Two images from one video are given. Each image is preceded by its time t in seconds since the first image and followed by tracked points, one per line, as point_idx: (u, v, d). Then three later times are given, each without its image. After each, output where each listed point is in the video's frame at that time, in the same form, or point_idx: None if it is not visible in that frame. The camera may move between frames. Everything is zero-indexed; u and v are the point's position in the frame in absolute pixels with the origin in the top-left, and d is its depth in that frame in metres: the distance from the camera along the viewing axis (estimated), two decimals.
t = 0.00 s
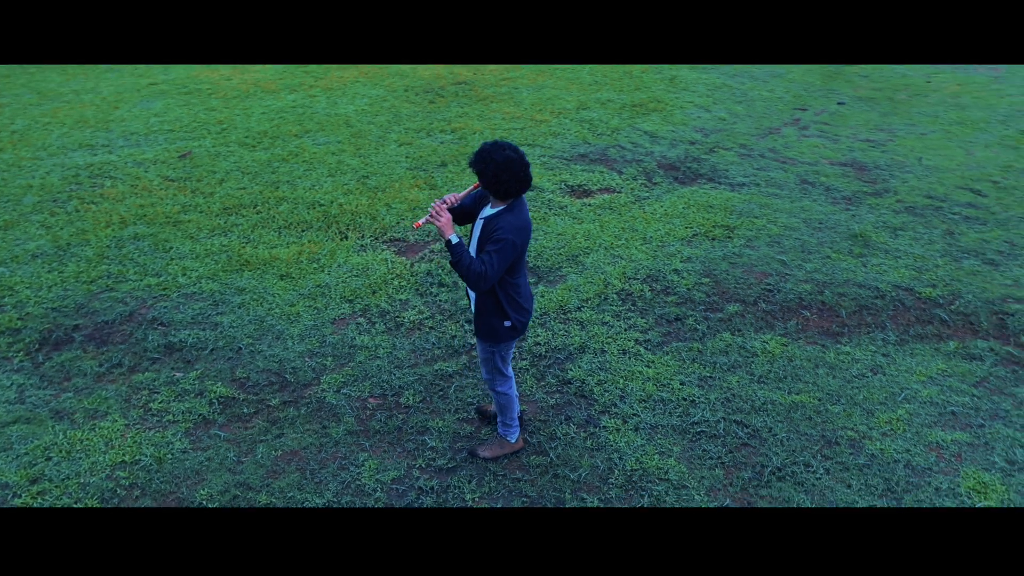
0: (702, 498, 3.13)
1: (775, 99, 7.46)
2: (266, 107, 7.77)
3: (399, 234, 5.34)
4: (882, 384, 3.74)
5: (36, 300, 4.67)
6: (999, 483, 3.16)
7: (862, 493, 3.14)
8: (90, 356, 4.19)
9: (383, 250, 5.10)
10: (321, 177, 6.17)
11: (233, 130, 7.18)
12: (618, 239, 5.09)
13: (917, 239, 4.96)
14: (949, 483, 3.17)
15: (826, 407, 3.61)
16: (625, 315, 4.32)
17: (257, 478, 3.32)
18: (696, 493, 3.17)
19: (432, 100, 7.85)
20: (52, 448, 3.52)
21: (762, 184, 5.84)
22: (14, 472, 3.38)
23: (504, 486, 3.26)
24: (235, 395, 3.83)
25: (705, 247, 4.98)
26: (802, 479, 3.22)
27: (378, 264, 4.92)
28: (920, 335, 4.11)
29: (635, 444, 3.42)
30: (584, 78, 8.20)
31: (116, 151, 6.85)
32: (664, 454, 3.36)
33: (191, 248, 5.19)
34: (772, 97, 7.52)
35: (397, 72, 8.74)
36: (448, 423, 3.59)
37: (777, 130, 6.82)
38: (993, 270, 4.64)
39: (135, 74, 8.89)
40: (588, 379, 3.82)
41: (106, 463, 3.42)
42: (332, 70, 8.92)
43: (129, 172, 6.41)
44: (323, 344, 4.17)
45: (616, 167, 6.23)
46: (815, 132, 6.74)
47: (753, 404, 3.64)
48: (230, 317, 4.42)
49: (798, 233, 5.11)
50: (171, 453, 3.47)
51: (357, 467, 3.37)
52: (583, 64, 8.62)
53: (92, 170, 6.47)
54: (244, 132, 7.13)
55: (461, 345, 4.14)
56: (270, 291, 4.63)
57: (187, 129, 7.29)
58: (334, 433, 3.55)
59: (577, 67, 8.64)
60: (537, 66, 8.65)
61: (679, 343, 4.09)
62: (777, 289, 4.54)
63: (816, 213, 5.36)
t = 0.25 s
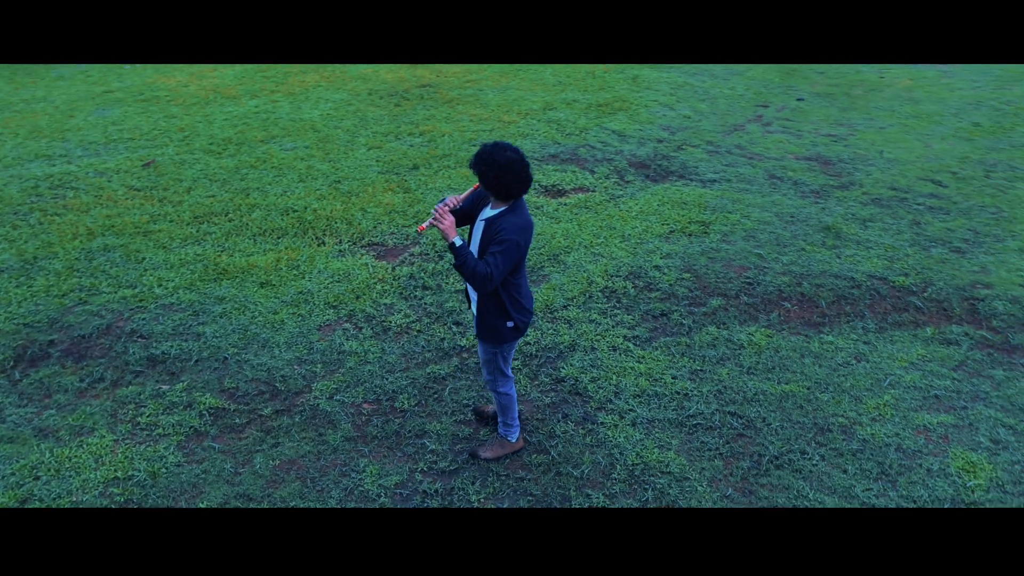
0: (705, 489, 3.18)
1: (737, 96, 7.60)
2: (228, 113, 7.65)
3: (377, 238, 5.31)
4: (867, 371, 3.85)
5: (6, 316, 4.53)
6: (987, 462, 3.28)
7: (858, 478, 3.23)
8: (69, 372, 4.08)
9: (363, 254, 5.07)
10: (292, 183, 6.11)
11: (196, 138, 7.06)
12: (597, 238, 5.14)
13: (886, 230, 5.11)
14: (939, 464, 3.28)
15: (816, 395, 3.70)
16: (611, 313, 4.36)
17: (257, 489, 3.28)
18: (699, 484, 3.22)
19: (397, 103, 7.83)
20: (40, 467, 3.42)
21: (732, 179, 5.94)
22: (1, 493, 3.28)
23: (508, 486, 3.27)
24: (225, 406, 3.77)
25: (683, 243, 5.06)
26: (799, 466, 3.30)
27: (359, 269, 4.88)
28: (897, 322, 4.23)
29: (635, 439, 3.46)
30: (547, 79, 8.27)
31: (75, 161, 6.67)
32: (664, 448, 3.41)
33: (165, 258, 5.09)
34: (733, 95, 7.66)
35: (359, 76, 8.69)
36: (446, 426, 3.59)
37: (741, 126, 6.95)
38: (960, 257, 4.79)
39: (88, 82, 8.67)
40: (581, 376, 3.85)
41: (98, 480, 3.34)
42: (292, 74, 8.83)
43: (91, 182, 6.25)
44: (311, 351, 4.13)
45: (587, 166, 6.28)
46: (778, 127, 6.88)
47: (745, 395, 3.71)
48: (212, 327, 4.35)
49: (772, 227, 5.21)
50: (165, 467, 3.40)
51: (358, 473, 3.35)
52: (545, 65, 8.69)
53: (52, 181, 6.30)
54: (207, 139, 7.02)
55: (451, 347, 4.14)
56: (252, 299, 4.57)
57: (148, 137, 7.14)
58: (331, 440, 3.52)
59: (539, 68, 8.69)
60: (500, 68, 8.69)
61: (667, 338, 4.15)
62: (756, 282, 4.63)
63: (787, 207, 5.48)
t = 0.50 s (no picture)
0: (707, 480, 3.24)
1: (700, 94, 7.73)
2: (190, 120, 7.52)
3: (355, 243, 5.28)
4: (851, 360, 3.94)
5: None
6: (973, 443, 3.39)
7: (853, 463, 3.31)
8: (50, 388, 3.97)
9: (343, 259, 5.04)
10: (264, 190, 6.03)
11: (159, 146, 6.92)
12: (576, 237, 5.18)
13: (857, 222, 5.24)
14: (929, 446, 3.38)
15: (805, 384, 3.78)
16: (598, 310, 4.40)
17: (258, 499, 3.23)
18: (700, 475, 3.27)
19: (363, 107, 7.79)
20: (29, 486, 3.33)
21: (704, 176, 6.04)
22: None
23: (513, 485, 3.27)
24: (217, 417, 3.71)
25: (662, 239, 5.12)
26: (795, 454, 3.37)
27: (341, 275, 4.85)
28: (876, 310, 4.35)
29: (633, 434, 3.50)
30: (511, 80, 8.36)
31: (34, 172, 6.49)
32: (663, 441, 3.46)
33: (139, 269, 4.99)
34: (696, 93, 7.79)
35: (322, 80, 8.63)
36: (444, 428, 3.58)
37: (707, 124, 7.07)
38: (929, 246, 4.94)
39: (40, 91, 8.43)
40: (575, 374, 3.88)
41: (92, 498, 3.26)
42: (252, 79, 8.71)
43: (53, 194, 6.08)
44: (300, 358, 4.09)
45: (560, 166, 6.33)
46: (743, 124, 7.02)
47: (737, 387, 3.77)
48: (196, 338, 4.27)
49: (746, 222, 5.31)
50: (161, 481, 3.33)
51: (360, 479, 3.33)
52: (508, 67, 8.74)
53: (12, 193, 6.11)
54: (171, 147, 6.89)
55: (441, 349, 4.14)
56: (234, 308, 4.50)
57: (108, 146, 6.98)
58: (330, 447, 3.49)
59: (502, 70, 8.73)
60: (463, 71, 8.72)
61: (655, 334, 4.20)
62: (737, 276, 4.72)
63: (759, 201, 5.59)
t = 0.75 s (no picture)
0: (709, 471, 3.29)
1: (664, 94, 7.85)
2: (151, 128, 7.38)
3: (335, 248, 5.24)
4: (836, 349, 4.04)
5: None
6: (959, 425, 3.50)
7: (847, 449, 3.40)
8: (32, 404, 3.86)
9: (324, 265, 5.00)
10: (235, 197, 5.95)
11: (122, 155, 6.78)
12: (557, 237, 5.22)
13: (828, 215, 5.37)
14: (918, 430, 3.48)
15: (794, 375, 3.86)
16: (585, 309, 4.44)
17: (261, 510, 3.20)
18: (702, 467, 3.32)
19: (329, 112, 7.73)
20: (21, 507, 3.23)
21: (676, 174, 6.13)
22: None
23: (517, 485, 3.29)
24: (210, 428, 3.65)
25: (641, 237, 5.19)
26: (792, 442, 3.44)
27: (323, 280, 4.81)
28: (855, 300, 4.47)
29: (632, 429, 3.54)
30: (476, 83, 8.40)
31: None
32: (662, 435, 3.50)
33: (114, 280, 4.87)
34: (661, 92, 7.90)
35: (284, 85, 8.54)
36: (444, 430, 3.58)
37: (674, 123, 7.17)
38: (899, 236, 5.09)
39: None
40: (569, 372, 3.91)
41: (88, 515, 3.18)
42: (212, 85, 8.58)
43: (15, 206, 5.91)
44: (290, 366, 4.04)
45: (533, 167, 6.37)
46: (709, 122, 7.14)
47: (728, 379, 3.84)
48: (180, 348, 4.20)
49: (722, 218, 5.41)
50: (159, 495, 3.27)
51: (364, 485, 3.31)
52: (473, 70, 8.76)
53: None
54: (135, 156, 6.75)
55: (433, 352, 4.13)
56: (217, 317, 4.43)
57: (69, 155, 6.80)
58: (330, 454, 3.47)
59: (467, 73, 8.75)
60: (427, 75, 8.72)
61: (644, 330, 4.25)
62: (717, 270, 4.80)
63: (732, 197, 5.70)
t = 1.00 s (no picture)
0: (710, 463, 3.34)
1: (630, 95, 7.95)
2: (113, 137, 7.23)
3: (314, 254, 5.19)
4: (821, 340, 4.14)
5: None
6: (945, 409, 3.61)
7: (841, 437, 3.48)
8: (15, 422, 3.75)
9: (306, 272, 4.95)
10: (208, 205, 5.86)
11: (85, 165, 6.62)
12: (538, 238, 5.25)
13: (801, 211, 5.50)
14: (906, 415, 3.58)
15: (783, 366, 3.95)
16: (573, 308, 4.47)
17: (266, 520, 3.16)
18: (702, 460, 3.38)
19: (296, 118, 7.66)
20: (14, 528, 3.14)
21: (649, 173, 6.21)
22: None
23: (522, 485, 3.30)
24: (205, 440, 3.59)
25: (621, 235, 5.25)
26: (787, 432, 3.52)
27: (306, 287, 4.77)
28: (834, 292, 4.58)
29: (631, 425, 3.58)
30: (442, 87, 8.41)
31: None
32: (660, 430, 3.55)
33: (89, 293, 4.76)
34: (626, 93, 8.00)
35: (247, 92, 8.44)
36: (444, 433, 3.58)
37: (642, 123, 7.27)
38: (871, 229, 5.23)
39: None
40: (563, 371, 3.94)
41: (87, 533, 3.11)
42: (172, 92, 8.44)
43: None
44: (281, 374, 4.00)
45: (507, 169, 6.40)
46: (677, 122, 7.25)
47: (720, 373, 3.91)
48: (166, 360, 4.12)
49: (698, 215, 5.50)
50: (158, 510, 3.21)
51: (368, 491, 3.29)
52: (437, 74, 8.77)
53: None
54: (98, 166, 6.61)
55: (425, 356, 4.12)
56: (201, 327, 4.36)
57: (28, 167, 6.62)
58: (330, 462, 3.44)
59: (431, 77, 8.76)
60: (392, 80, 8.71)
61: (632, 327, 4.30)
62: (699, 267, 4.88)
63: (706, 195, 5.79)
